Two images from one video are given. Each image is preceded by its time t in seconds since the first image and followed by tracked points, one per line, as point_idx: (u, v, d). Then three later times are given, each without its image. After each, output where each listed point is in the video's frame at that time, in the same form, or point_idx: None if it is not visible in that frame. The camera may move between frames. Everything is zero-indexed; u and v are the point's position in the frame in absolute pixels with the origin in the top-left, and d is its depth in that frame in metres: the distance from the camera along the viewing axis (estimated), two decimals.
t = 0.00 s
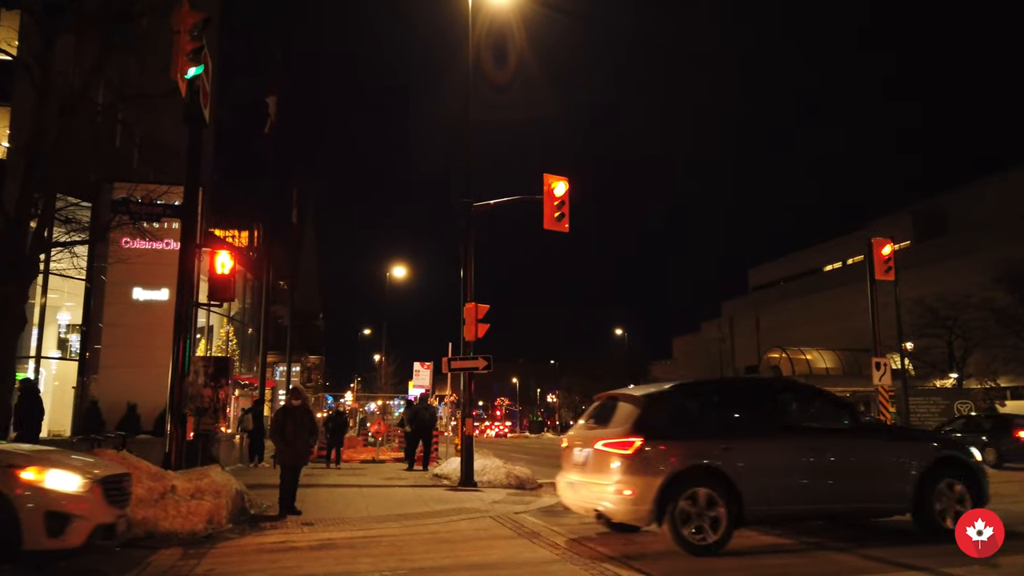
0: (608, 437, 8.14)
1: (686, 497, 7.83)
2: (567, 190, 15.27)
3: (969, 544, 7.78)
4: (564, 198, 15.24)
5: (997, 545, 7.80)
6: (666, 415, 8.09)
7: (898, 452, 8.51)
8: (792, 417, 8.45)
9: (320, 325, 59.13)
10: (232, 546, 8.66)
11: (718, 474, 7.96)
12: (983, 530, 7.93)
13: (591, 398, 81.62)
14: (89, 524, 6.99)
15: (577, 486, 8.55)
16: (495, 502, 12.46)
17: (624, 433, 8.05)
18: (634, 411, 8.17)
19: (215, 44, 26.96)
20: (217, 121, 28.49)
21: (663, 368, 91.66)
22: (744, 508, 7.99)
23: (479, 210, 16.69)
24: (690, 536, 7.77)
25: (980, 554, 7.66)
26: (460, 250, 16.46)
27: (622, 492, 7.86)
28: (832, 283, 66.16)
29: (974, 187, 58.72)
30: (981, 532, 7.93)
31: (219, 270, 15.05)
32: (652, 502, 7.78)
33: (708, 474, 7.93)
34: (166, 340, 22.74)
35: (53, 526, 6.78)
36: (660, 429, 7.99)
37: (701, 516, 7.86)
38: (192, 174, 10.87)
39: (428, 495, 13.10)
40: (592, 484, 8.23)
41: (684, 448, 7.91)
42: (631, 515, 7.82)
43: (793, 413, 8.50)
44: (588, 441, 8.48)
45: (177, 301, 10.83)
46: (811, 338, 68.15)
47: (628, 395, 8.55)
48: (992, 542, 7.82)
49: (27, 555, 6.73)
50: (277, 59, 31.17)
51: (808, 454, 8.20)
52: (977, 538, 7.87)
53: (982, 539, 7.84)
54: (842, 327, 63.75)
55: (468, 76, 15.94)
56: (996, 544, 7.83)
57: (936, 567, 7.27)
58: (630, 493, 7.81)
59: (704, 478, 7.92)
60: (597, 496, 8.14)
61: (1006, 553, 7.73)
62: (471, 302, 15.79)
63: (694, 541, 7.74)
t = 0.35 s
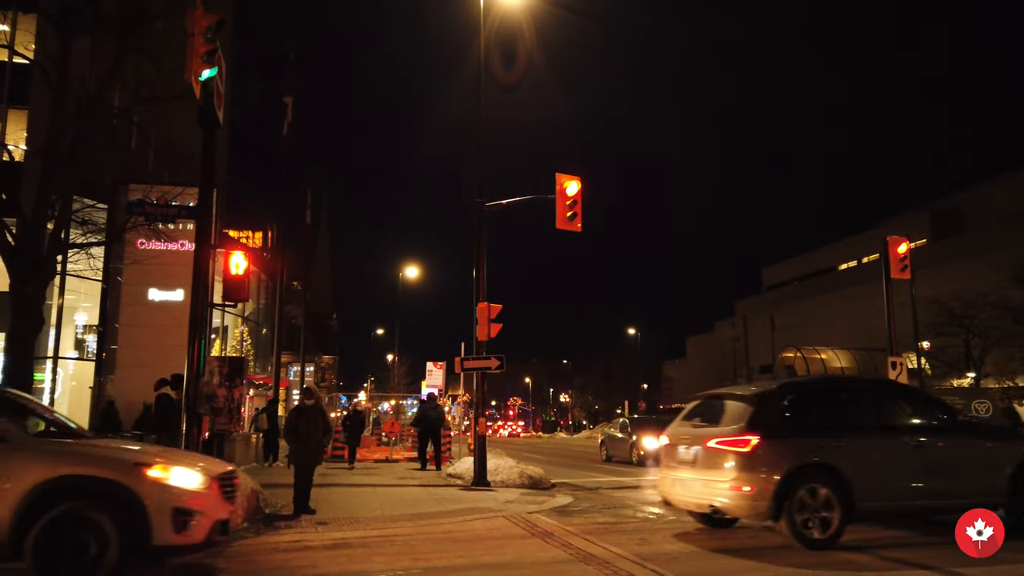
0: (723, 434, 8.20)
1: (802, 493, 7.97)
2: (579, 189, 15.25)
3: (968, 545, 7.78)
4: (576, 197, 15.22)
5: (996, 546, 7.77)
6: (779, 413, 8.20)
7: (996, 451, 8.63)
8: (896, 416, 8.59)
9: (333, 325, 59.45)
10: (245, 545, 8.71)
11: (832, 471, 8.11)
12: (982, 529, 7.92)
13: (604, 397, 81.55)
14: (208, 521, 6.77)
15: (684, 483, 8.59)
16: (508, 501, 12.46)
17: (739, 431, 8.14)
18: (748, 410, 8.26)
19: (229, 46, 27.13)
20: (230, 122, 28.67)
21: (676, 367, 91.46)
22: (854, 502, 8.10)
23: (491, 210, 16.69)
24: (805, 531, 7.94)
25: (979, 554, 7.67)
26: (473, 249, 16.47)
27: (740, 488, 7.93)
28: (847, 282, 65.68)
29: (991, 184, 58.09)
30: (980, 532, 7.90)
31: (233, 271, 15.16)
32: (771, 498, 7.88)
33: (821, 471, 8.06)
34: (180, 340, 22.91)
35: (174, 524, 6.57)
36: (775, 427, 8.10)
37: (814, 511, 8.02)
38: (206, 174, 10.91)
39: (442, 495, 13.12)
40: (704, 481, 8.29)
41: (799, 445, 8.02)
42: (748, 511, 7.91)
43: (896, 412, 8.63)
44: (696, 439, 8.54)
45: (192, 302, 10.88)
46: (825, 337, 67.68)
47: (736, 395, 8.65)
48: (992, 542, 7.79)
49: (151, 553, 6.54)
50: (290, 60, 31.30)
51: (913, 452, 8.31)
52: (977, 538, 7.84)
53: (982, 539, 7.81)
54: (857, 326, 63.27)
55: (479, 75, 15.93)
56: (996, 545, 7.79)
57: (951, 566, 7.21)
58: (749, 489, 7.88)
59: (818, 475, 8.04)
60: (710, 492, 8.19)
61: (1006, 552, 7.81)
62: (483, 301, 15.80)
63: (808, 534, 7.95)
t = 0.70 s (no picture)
0: (836, 433, 8.46)
1: (916, 488, 8.22)
2: (591, 189, 15.22)
3: (969, 546, 7.80)
4: (588, 197, 15.20)
5: (996, 545, 7.80)
6: (889, 412, 8.45)
7: None
8: (995, 416, 8.85)
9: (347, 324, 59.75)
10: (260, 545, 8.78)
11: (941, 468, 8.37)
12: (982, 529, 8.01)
13: (617, 397, 81.44)
14: (332, 515, 6.66)
15: (795, 480, 8.82)
16: (520, 501, 12.47)
17: (852, 430, 8.39)
18: (860, 409, 8.50)
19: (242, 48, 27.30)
20: (244, 125, 28.87)
21: (690, 366, 91.19)
22: (963, 498, 8.34)
23: (503, 210, 16.70)
24: (921, 525, 8.20)
25: (981, 552, 7.65)
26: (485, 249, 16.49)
27: (857, 484, 8.17)
28: (863, 281, 65.18)
29: (1009, 182, 57.43)
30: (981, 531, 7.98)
31: (248, 271, 15.28)
32: (888, 492, 8.13)
33: (932, 467, 8.32)
34: (195, 341, 23.09)
35: (306, 520, 6.48)
36: (886, 425, 8.35)
37: (929, 505, 8.26)
38: (220, 175, 10.98)
39: (454, 495, 13.14)
40: (818, 478, 8.54)
41: (911, 443, 8.29)
42: (865, 507, 8.14)
43: (996, 411, 8.90)
44: (805, 437, 8.79)
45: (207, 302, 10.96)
46: (840, 337, 67.23)
47: (842, 395, 8.90)
48: (992, 542, 7.83)
49: (282, 550, 6.45)
50: (303, 62, 31.45)
51: (956, 452, 8.35)
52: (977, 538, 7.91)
53: (982, 539, 7.87)
54: (873, 326, 62.78)
55: (491, 76, 15.94)
56: (996, 544, 7.82)
57: (964, 566, 7.17)
58: (867, 486, 8.13)
59: (930, 471, 8.31)
60: (823, 488, 8.44)
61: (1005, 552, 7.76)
62: (496, 301, 15.81)
63: (923, 529, 8.21)
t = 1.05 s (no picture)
0: (947, 431, 8.50)
1: None
2: (604, 189, 15.19)
3: (969, 545, 7.83)
4: (601, 197, 15.17)
5: (997, 545, 7.85)
6: (999, 410, 8.50)
7: None
8: None
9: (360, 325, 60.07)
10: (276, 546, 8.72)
11: None
12: (983, 530, 8.12)
13: (630, 397, 81.25)
14: (466, 509, 6.63)
15: (902, 478, 8.85)
16: (534, 502, 12.45)
17: (963, 427, 8.44)
18: (968, 407, 8.57)
19: (256, 51, 27.49)
20: (258, 126, 29.07)
21: (704, 367, 90.81)
22: None
23: (515, 210, 16.69)
24: None
25: (981, 551, 7.69)
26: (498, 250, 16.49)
27: (972, 480, 8.20)
28: (878, 280, 64.66)
29: None
30: (981, 533, 8.10)
31: (263, 273, 15.38)
32: (1003, 488, 8.15)
33: None
34: (210, 342, 23.25)
35: (449, 513, 6.43)
36: (998, 421, 8.41)
37: None
38: (234, 176, 11.03)
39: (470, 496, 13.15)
40: (928, 475, 8.57)
41: None
42: (981, 503, 8.17)
43: None
44: (910, 435, 8.85)
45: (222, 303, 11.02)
46: (855, 337, 66.66)
47: (946, 394, 8.96)
48: (992, 542, 7.90)
49: (426, 543, 6.41)
50: (317, 63, 31.58)
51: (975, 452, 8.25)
52: (978, 538, 8.02)
53: (982, 539, 7.97)
54: (889, 325, 62.23)
55: (503, 76, 15.94)
56: (996, 544, 7.89)
57: (979, 566, 7.12)
58: (983, 481, 8.16)
59: None
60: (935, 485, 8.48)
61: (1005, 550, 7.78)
62: (509, 301, 15.81)
63: None
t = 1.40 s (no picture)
0: None
1: None
2: (617, 188, 15.16)
3: (968, 543, 7.93)
4: (614, 196, 15.14)
5: (997, 545, 7.91)
6: None
7: None
8: None
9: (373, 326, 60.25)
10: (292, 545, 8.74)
11: None
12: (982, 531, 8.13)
13: (643, 398, 80.99)
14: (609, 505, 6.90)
15: (1006, 475, 9.02)
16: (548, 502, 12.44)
17: None
18: None
19: (269, 53, 27.62)
20: (272, 128, 29.21)
21: (717, 367, 90.37)
22: None
23: (528, 210, 16.70)
24: None
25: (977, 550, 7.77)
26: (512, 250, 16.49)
27: None
28: (894, 279, 64.09)
29: None
30: (981, 534, 8.11)
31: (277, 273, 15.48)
32: None
33: None
34: (225, 342, 23.40)
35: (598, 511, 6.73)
36: None
37: None
38: (248, 177, 11.08)
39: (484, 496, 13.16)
40: None
41: None
42: None
43: None
44: (1011, 434, 9.04)
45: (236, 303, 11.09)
46: (871, 336, 66.09)
47: None
48: (993, 542, 7.95)
49: (575, 540, 6.70)
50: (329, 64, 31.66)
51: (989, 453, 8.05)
52: (978, 539, 8.04)
53: (983, 539, 7.98)
54: (905, 325, 61.68)
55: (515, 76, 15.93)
56: (997, 544, 7.94)
57: (990, 567, 7.12)
58: None
59: None
60: None
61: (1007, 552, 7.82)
62: (521, 302, 15.80)
63: None
